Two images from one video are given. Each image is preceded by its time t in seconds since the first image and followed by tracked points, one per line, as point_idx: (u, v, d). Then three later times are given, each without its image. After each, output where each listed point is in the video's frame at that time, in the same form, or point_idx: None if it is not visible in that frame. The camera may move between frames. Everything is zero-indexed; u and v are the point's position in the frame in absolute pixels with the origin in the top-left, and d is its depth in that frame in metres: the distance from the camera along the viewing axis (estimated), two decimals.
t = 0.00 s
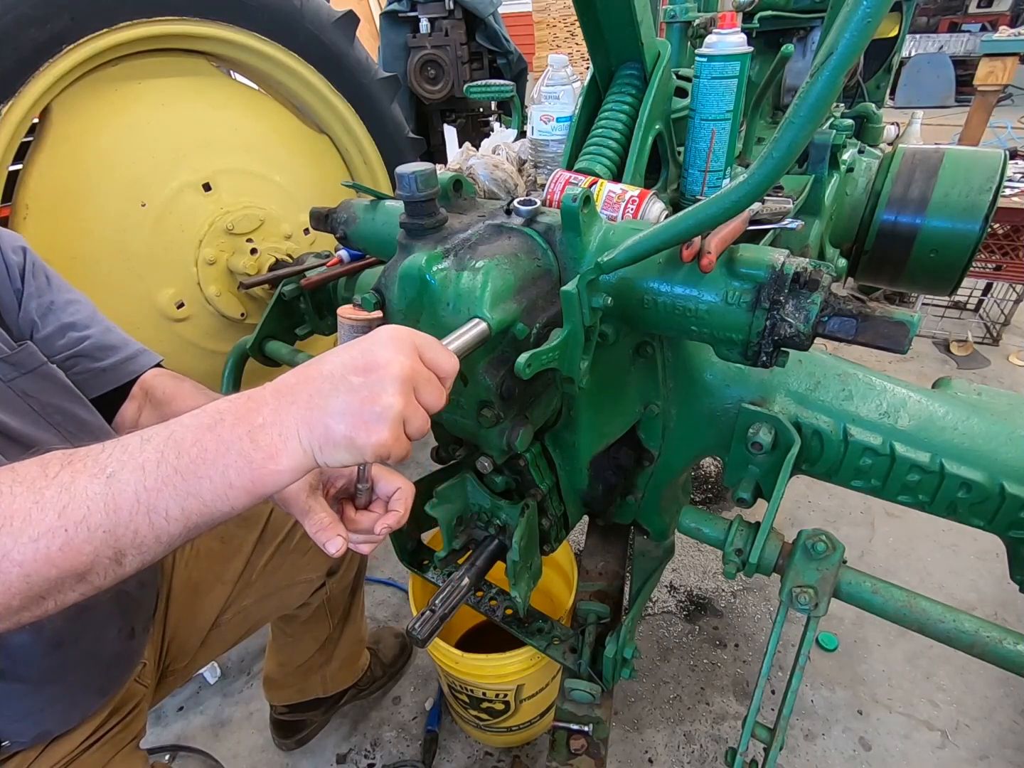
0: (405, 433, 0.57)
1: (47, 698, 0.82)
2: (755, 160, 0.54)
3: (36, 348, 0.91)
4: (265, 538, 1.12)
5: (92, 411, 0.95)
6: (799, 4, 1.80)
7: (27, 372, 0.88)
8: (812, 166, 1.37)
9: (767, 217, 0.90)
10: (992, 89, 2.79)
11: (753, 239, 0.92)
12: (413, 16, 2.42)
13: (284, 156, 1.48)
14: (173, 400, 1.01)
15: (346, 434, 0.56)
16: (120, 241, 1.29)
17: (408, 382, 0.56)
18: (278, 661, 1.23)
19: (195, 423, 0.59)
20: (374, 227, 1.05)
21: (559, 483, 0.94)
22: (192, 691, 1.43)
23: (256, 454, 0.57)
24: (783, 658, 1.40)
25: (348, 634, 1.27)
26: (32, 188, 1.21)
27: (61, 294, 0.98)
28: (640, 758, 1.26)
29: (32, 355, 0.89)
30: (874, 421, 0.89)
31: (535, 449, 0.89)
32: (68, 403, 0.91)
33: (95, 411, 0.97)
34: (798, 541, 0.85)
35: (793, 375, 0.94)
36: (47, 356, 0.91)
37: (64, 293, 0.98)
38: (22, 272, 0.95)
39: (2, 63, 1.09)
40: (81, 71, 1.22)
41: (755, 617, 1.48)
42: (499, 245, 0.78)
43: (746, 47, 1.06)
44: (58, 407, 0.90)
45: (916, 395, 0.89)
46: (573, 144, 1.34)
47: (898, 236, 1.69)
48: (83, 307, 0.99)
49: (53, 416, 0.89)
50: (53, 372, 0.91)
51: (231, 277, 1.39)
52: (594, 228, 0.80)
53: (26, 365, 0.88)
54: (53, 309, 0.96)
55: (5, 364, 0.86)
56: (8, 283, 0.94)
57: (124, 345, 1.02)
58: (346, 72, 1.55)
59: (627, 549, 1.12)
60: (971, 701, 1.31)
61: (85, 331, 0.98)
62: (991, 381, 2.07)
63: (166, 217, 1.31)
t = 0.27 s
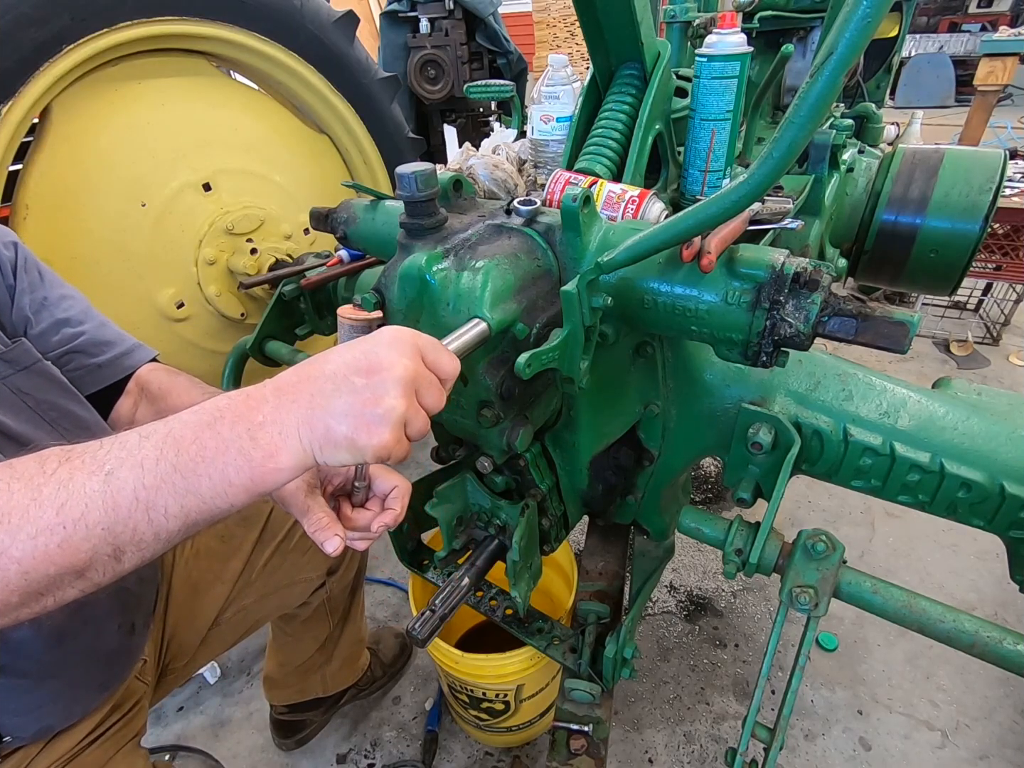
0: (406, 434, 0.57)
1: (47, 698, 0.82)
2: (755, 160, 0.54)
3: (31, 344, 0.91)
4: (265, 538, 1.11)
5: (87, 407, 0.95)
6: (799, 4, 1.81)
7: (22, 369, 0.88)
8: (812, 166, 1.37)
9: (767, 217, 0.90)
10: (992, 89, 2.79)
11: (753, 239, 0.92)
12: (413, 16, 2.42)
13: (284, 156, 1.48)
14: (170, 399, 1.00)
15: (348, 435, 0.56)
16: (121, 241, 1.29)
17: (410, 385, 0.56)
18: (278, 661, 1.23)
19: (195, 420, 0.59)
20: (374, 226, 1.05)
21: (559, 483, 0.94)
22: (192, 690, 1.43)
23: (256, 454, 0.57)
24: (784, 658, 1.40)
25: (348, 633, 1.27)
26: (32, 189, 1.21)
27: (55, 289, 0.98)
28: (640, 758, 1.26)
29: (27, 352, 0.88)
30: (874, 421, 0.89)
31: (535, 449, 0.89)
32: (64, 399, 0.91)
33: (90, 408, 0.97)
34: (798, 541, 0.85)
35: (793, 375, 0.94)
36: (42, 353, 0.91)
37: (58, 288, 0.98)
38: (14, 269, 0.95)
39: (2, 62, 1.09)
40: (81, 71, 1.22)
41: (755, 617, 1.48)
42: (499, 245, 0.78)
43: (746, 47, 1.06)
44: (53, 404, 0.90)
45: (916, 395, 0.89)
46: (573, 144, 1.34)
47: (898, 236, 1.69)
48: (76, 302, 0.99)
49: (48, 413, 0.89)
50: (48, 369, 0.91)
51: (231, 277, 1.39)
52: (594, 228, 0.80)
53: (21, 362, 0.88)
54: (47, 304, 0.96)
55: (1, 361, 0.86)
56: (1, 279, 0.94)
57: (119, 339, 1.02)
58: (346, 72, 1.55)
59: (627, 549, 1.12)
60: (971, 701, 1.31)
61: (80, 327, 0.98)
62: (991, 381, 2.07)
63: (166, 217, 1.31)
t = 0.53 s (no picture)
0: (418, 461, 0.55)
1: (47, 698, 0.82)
2: (755, 161, 0.54)
3: (30, 348, 0.90)
4: (265, 537, 1.10)
5: (87, 408, 0.94)
6: (799, 4, 1.81)
7: (23, 373, 0.87)
8: (812, 166, 1.37)
9: (766, 217, 0.90)
10: (992, 89, 2.79)
11: (753, 239, 0.92)
12: (413, 16, 2.42)
13: (284, 156, 1.48)
14: (170, 400, 1.01)
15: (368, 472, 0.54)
16: (120, 241, 1.29)
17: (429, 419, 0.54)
18: (277, 660, 1.22)
19: (189, 463, 0.54)
20: (374, 226, 1.05)
21: (559, 483, 0.94)
22: (192, 691, 1.43)
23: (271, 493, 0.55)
24: (783, 658, 1.40)
25: (347, 631, 1.27)
26: (32, 189, 1.21)
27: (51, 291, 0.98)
28: (640, 758, 1.26)
29: (28, 357, 0.87)
30: (874, 421, 0.89)
31: (535, 449, 0.89)
32: (63, 402, 0.91)
33: (91, 408, 0.96)
34: (798, 541, 0.85)
35: (793, 375, 0.94)
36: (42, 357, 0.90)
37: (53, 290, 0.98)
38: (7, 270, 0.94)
39: (2, 62, 1.09)
40: (81, 70, 1.22)
41: (755, 617, 1.48)
42: (499, 245, 0.78)
43: (746, 47, 1.06)
44: (55, 407, 0.90)
45: (916, 395, 0.89)
46: (573, 144, 1.34)
47: (898, 236, 1.69)
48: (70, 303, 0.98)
49: (50, 417, 0.90)
50: (48, 373, 0.90)
51: (231, 277, 1.39)
52: (594, 228, 0.80)
53: (21, 366, 0.87)
54: (41, 305, 0.96)
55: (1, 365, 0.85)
56: None
57: (118, 338, 1.02)
58: (346, 72, 1.55)
59: (628, 549, 1.12)
60: (971, 701, 1.31)
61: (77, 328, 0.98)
62: (991, 381, 2.07)
63: (166, 217, 1.31)
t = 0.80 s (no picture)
0: (298, 439, 0.62)
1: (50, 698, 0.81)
2: (755, 161, 0.54)
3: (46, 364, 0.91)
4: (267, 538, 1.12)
5: (100, 423, 0.95)
6: (799, 4, 1.81)
7: (40, 388, 0.88)
8: (812, 166, 1.37)
9: (766, 217, 0.90)
10: (992, 89, 2.79)
11: (753, 239, 0.92)
12: (413, 15, 2.42)
13: (284, 156, 1.48)
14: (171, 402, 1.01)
15: (245, 457, 0.60)
16: (120, 242, 1.29)
17: (287, 401, 0.61)
18: (278, 661, 1.22)
19: (79, 496, 0.61)
20: (374, 227, 1.05)
21: (559, 484, 0.94)
22: (192, 691, 1.43)
23: (158, 500, 0.61)
24: (784, 658, 1.40)
25: (348, 631, 1.28)
26: (32, 189, 1.22)
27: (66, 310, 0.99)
28: (640, 758, 1.26)
29: (44, 372, 0.88)
30: (874, 421, 0.89)
31: (535, 449, 0.89)
32: (80, 417, 0.91)
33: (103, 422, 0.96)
34: (798, 541, 0.85)
35: (793, 375, 0.94)
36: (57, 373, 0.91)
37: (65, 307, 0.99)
38: (33, 292, 0.95)
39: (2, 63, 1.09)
40: (81, 70, 1.22)
41: (755, 617, 1.48)
42: (499, 245, 0.78)
43: (746, 47, 1.06)
44: (71, 421, 0.90)
45: (916, 395, 0.89)
46: (573, 144, 1.34)
47: (898, 237, 1.69)
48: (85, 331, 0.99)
49: (67, 430, 0.90)
50: (65, 388, 0.90)
51: (231, 277, 1.39)
52: (594, 228, 0.80)
53: (39, 382, 0.88)
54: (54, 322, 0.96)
55: (18, 380, 0.85)
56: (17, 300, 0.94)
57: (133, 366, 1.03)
58: (346, 72, 1.55)
59: (627, 549, 1.12)
60: (971, 701, 1.31)
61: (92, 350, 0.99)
62: (991, 381, 2.07)
63: (166, 217, 1.31)
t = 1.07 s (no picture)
0: (297, 394, 0.66)
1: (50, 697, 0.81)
2: (755, 161, 0.54)
3: (43, 360, 0.90)
4: (264, 537, 1.13)
5: (98, 416, 0.94)
6: (799, 4, 1.81)
7: (38, 383, 0.87)
8: (812, 166, 1.37)
9: (767, 217, 0.90)
10: (992, 89, 2.79)
11: (754, 239, 0.92)
12: (413, 15, 2.42)
13: (284, 156, 1.48)
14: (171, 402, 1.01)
15: (250, 411, 0.64)
16: (120, 242, 1.29)
17: (282, 357, 0.65)
18: (276, 660, 1.22)
19: (109, 453, 0.64)
20: (374, 226, 1.05)
21: (559, 484, 0.94)
22: (192, 691, 1.43)
23: (178, 453, 0.64)
24: (784, 658, 1.40)
25: (347, 630, 1.27)
26: (31, 189, 1.22)
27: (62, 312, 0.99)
28: (640, 758, 1.26)
29: (43, 368, 0.88)
30: (874, 421, 0.89)
31: (535, 449, 0.89)
32: (79, 411, 0.91)
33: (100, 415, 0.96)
34: (798, 541, 0.85)
35: (793, 375, 0.94)
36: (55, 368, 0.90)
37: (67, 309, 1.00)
38: (28, 293, 0.96)
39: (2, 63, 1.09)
40: (81, 70, 1.22)
41: (755, 617, 1.48)
42: (499, 245, 0.78)
43: (746, 47, 1.06)
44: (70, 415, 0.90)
45: (916, 395, 0.89)
46: (573, 144, 1.34)
47: (898, 237, 1.69)
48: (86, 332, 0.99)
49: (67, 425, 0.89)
50: (63, 383, 0.90)
51: (231, 277, 1.39)
52: (594, 228, 0.80)
53: (37, 377, 0.87)
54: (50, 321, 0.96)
55: (16, 376, 0.85)
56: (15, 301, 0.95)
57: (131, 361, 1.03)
58: (346, 72, 1.55)
59: (627, 549, 1.12)
60: (971, 701, 1.31)
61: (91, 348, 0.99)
62: (991, 381, 2.07)
63: (165, 217, 1.31)
